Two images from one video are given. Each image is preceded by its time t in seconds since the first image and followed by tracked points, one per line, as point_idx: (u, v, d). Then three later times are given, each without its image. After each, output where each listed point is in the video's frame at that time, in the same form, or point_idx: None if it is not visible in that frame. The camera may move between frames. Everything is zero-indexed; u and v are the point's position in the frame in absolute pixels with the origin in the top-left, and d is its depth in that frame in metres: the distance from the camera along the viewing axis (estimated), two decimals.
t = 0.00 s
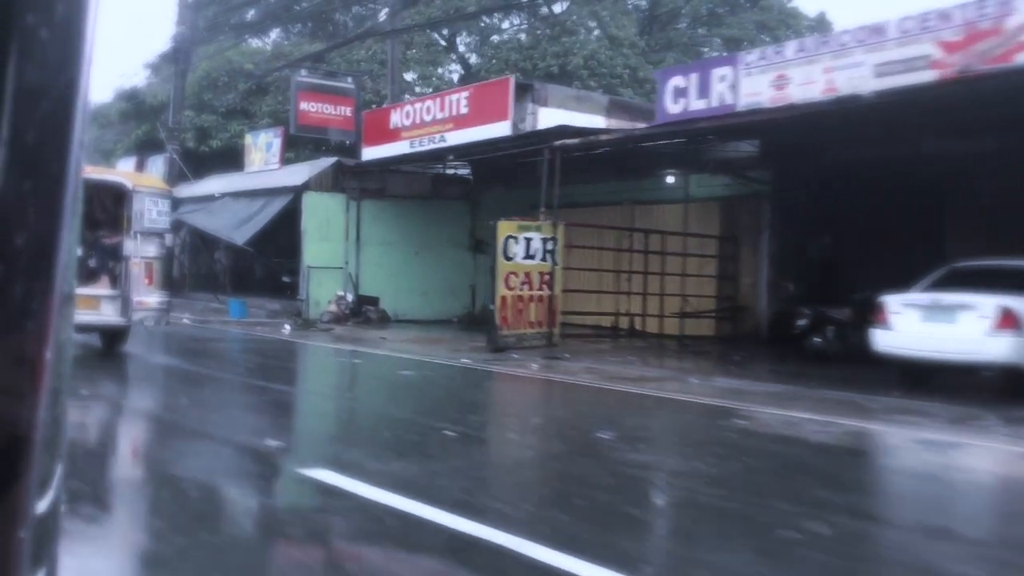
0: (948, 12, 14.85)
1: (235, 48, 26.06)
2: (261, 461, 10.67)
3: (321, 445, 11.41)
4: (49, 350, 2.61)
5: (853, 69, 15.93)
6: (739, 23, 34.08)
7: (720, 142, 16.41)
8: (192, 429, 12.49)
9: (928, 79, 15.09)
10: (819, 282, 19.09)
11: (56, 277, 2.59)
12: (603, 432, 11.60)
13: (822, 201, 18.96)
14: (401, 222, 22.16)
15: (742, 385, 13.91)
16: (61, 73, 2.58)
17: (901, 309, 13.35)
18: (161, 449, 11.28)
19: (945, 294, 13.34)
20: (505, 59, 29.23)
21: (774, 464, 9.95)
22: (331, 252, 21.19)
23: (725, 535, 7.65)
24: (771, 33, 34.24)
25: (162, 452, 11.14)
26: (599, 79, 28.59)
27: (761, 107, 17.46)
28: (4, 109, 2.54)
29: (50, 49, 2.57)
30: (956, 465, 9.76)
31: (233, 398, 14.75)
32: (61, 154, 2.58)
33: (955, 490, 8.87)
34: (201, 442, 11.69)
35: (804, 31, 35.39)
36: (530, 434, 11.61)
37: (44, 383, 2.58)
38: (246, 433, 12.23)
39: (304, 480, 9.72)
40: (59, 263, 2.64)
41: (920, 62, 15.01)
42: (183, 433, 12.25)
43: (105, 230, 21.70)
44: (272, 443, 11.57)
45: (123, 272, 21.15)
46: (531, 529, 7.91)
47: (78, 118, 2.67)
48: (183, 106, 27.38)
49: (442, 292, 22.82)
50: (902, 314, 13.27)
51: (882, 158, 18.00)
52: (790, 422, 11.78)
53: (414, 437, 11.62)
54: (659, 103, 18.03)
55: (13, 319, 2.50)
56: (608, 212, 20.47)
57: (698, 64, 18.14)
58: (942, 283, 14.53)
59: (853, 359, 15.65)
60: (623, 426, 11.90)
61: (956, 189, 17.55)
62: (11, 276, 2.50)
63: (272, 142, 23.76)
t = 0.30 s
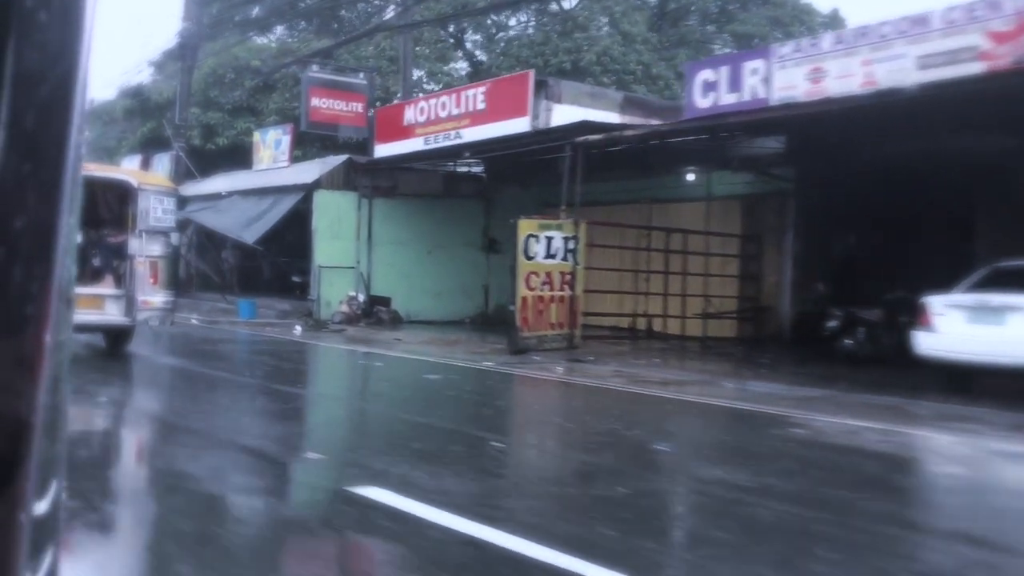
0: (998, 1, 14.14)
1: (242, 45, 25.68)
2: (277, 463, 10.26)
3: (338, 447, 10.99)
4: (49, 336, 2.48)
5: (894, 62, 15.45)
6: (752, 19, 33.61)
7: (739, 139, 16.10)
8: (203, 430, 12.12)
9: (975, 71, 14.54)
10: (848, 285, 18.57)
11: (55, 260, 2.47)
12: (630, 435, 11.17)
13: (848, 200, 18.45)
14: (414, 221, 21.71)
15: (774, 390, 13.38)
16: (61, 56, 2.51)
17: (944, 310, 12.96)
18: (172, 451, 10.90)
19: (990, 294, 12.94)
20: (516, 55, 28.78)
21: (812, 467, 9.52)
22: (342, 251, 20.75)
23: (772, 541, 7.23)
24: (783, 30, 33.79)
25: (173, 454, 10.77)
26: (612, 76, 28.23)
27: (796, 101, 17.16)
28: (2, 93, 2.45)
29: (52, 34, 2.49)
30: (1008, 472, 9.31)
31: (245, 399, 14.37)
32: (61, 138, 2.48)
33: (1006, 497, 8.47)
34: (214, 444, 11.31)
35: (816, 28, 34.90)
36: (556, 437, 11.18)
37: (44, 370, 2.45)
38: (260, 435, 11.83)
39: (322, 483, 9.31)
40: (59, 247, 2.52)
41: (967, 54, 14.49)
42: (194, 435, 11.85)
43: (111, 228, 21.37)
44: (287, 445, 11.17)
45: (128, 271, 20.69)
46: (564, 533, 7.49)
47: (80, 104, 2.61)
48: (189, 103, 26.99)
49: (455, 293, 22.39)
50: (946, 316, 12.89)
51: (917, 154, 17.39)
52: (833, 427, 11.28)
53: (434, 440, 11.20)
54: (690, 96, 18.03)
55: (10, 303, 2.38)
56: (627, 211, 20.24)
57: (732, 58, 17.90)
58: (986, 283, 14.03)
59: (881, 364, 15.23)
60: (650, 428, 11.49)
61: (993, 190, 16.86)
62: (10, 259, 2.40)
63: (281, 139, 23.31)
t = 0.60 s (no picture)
0: None
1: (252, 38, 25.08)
2: (305, 467, 9.64)
3: (370, 452, 10.37)
4: (53, 327, 2.65)
5: (962, 49, 14.00)
6: (772, 12, 32.90)
7: (777, 133, 15.46)
8: (223, 433, 11.51)
9: None
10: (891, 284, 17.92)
11: (60, 252, 2.63)
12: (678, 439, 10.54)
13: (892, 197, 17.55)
14: (434, 219, 21.08)
15: (824, 395, 12.72)
16: (65, 45, 2.62)
17: (1015, 312, 12.34)
18: (193, 454, 10.30)
19: None
20: (533, 49, 28.19)
21: (881, 472, 8.89)
22: (360, 249, 20.10)
23: (840, 549, 6.60)
24: (804, 24, 33.07)
25: (194, 457, 10.16)
26: (631, 69, 27.56)
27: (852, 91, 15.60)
28: (9, 85, 2.58)
29: (60, 23, 2.61)
30: None
31: (265, 401, 13.75)
32: (66, 125, 2.62)
33: None
34: (236, 447, 10.70)
35: (838, 22, 34.15)
36: (601, 441, 10.54)
37: (51, 357, 2.64)
38: (284, 439, 11.22)
39: (356, 488, 8.70)
40: (64, 238, 2.68)
41: None
42: (214, 438, 11.23)
43: (117, 224, 20.70)
44: (314, 449, 10.56)
45: (135, 269, 20.05)
46: (627, 540, 6.86)
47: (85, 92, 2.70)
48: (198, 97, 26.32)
49: (475, 293, 21.77)
50: (1018, 318, 12.26)
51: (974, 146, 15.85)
52: (895, 433, 10.56)
53: (471, 445, 10.58)
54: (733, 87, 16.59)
55: (16, 292, 2.54)
56: (654, 207, 19.75)
57: (780, 45, 16.50)
58: None
59: (931, 366, 14.62)
60: (698, 431, 10.86)
61: None
62: (15, 249, 2.56)
63: (295, 134, 22.62)
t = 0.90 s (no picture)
0: None
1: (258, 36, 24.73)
2: (328, 477, 9.21)
3: (395, 459, 9.95)
4: (54, 335, 2.32)
5: (1009, 43, 13.04)
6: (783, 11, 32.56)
7: (799, 132, 15.07)
8: (240, 438, 11.07)
9: None
10: (923, 282, 17.35)
11: (59, 273, 2.30)
12: (712, 448, 10.14)
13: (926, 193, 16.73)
14: (446, 219, 20.73)
15: (858, 401, 12.32)
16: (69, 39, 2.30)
17: None
18: (209, 462, 9.85)
19: None
20: (543, 47, 27.87)
21: (935, 489, 8.49)
22: (372, 250, 19.72)
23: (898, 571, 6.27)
24: (815, 23, 32.75)
25: (211, 465, 9.71)
26: (643, 68, 27.15)
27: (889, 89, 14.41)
28: (6, 100, 2.28)
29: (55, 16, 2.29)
30: None
31: (280, 405, 13.32)
32: (68, 138, 2.30)
33: None
34: (255, 454, 10.26)
35: (849, 21, 33.81)
36: (633, 450, 10.14)
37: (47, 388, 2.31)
38: (302, 445, 10.78)
39: (385, 501, 8.27)
40: (68, 250, 2.34)
41: None
42: (230, 444, 10.79)
43: (123, 224, 19.74)
44: (335, 456, 10.13)
45: (140, 270, 19.71)
46: (684, 566, 6.44)
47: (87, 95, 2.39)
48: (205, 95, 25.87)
49: (487, 294, 21.40)
50: None
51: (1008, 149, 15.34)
52: (937, 443, 10.20)
53: (498, 452, 10.16)
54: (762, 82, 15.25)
55: (17, 302, 2.25)
56: (670, 207, 19.39)
57: (811, 40, 15.39)
58: None
59: (966, 371, 14.24)
60: (733, 440, 10.48)
61: None
62: (13, 267, 2.25)
63: (305, 133, 22.23)
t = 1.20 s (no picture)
0: None
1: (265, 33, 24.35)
2: (352, 483, 8.83)
3: (419, 464, 9.58)
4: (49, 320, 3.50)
5: None
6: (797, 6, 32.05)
7: (827, 128, 14.66)
8: (253, 442, 10.70)
9: None
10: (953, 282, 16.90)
11: (52, 252, 3.46)
12: (748, 454, 9.76)
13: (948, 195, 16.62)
14: (461, 218, 20.34)
15: (898, 406, 11.91)
16: (52, 81, 3.43)
17: None
18: (227, 466, 9.49)
19: None
20: (555, 44, 27.45)
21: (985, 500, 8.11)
22: (386, 249, 19.35)
23: None
24: (830, 19, 32.23)
25: (230, 470, 9.35)
26: (656, 66, 26.73)
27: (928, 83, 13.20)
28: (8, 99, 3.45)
29: (54, 64, 3.43)
30: None
31: (296, 408, 12.96)
32: (53, 134, 3.44)
33: None
34: (275, 458, 9.90)
35: (864, 17, 33.26)
36: (667, 456, 9.75)
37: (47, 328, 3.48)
38: (321, 449, 10.40)
39: (413, 510, 7.89)
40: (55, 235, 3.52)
41: None
42: (248, 448, 10.41)
43: (129, 222, 19.99)
44: (356, 461, 9.75)
45: (146, 270, 19.33)
46: None
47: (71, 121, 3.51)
48: (212, 92, 25.49)
49: (502, 295, 20.99)
50: None
51: None
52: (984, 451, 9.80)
53: (525, 457, 9.78)
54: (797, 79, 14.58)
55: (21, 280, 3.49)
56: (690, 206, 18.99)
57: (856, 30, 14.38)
58: None
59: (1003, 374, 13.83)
60: (769, 446, 10.10)
61: None
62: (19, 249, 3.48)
63: (316, 131, 21.89)
